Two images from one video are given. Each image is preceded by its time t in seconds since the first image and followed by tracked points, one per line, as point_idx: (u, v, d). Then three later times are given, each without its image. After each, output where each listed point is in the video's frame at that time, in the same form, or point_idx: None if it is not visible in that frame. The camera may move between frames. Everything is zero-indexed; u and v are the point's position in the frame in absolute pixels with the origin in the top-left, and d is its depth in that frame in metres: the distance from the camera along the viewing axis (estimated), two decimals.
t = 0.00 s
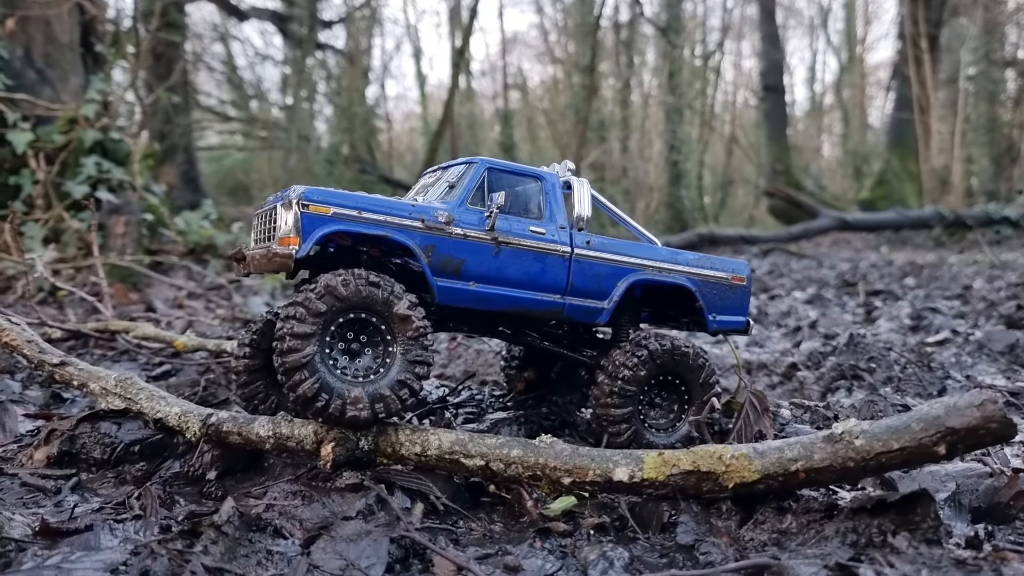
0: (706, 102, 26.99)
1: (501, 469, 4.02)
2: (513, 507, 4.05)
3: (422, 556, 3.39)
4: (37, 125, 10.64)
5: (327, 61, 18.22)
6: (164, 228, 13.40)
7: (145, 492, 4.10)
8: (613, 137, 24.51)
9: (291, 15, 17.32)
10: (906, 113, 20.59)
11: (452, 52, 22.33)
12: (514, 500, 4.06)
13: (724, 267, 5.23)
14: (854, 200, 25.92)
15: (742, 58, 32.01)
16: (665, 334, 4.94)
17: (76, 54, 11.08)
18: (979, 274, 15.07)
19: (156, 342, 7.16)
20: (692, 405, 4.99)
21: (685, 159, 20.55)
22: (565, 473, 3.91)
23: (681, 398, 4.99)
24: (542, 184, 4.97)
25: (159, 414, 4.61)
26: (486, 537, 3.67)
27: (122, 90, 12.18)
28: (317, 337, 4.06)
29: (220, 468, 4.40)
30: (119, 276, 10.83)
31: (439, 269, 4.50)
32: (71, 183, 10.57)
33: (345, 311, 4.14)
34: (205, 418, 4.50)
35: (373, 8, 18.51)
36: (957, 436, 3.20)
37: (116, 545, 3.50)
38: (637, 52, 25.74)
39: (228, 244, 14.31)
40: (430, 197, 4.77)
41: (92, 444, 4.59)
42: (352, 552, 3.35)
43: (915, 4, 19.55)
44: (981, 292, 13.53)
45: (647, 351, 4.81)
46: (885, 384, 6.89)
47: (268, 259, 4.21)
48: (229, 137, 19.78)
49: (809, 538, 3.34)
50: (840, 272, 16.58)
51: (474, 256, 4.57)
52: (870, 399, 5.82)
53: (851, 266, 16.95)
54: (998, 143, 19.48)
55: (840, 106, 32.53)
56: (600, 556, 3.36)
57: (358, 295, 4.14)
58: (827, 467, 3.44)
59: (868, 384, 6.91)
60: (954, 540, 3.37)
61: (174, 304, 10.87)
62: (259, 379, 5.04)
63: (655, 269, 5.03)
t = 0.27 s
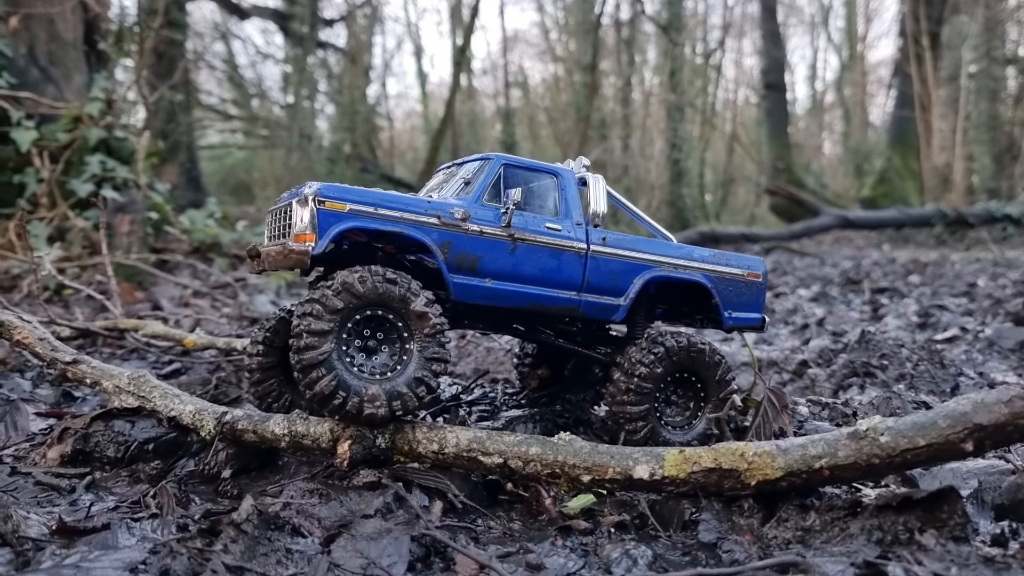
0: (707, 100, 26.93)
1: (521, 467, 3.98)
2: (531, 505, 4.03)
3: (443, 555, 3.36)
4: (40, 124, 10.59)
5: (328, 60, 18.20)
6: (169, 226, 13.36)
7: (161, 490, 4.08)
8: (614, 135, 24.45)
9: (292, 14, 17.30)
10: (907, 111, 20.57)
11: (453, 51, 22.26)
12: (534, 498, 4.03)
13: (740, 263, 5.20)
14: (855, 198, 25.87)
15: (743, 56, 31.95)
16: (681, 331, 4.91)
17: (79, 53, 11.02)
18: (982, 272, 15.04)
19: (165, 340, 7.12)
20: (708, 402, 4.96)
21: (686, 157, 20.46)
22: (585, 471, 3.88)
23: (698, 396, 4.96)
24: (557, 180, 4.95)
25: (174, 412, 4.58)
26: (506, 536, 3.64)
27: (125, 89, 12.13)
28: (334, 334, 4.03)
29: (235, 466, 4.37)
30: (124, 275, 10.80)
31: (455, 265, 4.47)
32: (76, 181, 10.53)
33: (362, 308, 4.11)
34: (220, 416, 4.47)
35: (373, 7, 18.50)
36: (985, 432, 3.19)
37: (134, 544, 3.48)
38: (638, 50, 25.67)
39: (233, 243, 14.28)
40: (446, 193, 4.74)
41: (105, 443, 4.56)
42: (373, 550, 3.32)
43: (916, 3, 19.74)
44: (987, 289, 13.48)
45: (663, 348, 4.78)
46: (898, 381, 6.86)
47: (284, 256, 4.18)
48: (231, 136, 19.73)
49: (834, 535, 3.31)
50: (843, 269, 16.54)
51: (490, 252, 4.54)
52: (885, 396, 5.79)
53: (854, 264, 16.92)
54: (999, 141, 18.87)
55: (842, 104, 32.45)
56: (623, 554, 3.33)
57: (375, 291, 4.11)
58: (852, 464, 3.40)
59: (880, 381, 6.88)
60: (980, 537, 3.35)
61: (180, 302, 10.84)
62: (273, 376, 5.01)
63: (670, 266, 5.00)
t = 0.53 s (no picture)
0: (708, 98, 26.89)
1: (545, 473, 3.92)
2: (555, 511, 3.96)
3: (471, 564, 3.29)
4: (44, 125, 10.51)
5: (329, 59, 18.13)
6: (174, 227, 13.26)
7: (180, 498, 4.01)
8: (615, 133, 24.40)
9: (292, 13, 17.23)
10: (908, 108, 20.52)
11: (454, 50, 22.20)
12: (558, 503, 3.96)
13: (761, 263, 5.14)
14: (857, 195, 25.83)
15: (743, 54, 31.91)
16: (703, 333, 4.85)
17: (83, 53, 10.94)
18: (986, 269, 14.98)
19: (176, 343, 7.05)
20: (730, 405, 4.89)
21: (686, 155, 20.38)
22: (611, 476, 3.81)
23: (720, 398, 4.89)
24: (577, 180, 4.88)
25: (191, 418, 4.51)
26: (534, 543, 3.57)
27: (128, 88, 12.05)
28: (355, 338, 3.96)
29: (253, 472, 4.31)
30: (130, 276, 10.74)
31: (476, 267, 4.40)
32: (81, 182, 10.46)
33: (383, 311, 4.05)
34: (238, 421, 4.40)
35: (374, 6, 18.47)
36: None
37: (156, 554, 3.41)
38: (639, 48, 25.60)
39: (238, 243, 14.22)
40: (465, 194, 4.68)
41: (121, 449, 4.49)
42: (401, 560, 3.26)
43: None
44: (994, 287, 13.43)
45: (686, 350, 4.72)
46: (916, 381, 6.80)
47: (303, 258, 4.12)
48: (232, 135, 19.64)
49: (871, 543, 3.24)
50: (846, 267, 16.47)
51: (511, 254, 4.47)
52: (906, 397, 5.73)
53: (858, 261, 16.87)
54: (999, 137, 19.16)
55: (842, 101, 32.40)
56: (655, 563, 3.27)
57: (396, 294, 4.04)
58: (887, 470, 3.34)
59: (898, 381, 6.81)
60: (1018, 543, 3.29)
61: (187, 303, 10.78)
62: (290, 380, 4.95)
63: (691, 266, 4.93)
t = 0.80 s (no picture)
0: (698, 96, 26.94)
1: (562, 474, 3.93)
2: (572, 512, 3.97)
3: (494, 566, 3.30)
4: (39, 127, 10.44)
5: (320, 59, 18.07)
6: (171, 229, 13.18)
7: (195, 502, 4.01)
8: (606, 132, 24.40)
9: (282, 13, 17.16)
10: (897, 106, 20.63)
11: (445, 50, 22.17)
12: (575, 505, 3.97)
13: (770, 263, 5.16)
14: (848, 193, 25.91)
15: (733, 52, 31.97)
16: (714, 332, 4.86)
17: (77, 54, 10.86)
18: (978, 265, 15.06)
19: (180, 346, 7.02)
20: (742, 404, 4.90)
21: (677, 154, 20.39)
22: (629, 477, 3.82)
23: (731, 398, 4.91)
24: (588, 182, 4.89)
25: (203, 421, 4.50)
26: (554, 544, 3.58)
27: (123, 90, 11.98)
28: (371, 341, 3.96)
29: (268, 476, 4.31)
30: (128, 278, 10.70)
31: (489, 269, 4.41)
32: (76, 185, 10.41)
33: (399, 314, 4.05)
34: (252, 425, 4.39)
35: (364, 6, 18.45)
36: None
37: (177, 560, 3.42)
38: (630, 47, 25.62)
39: (235, 244, 14.16)
40: (476, 196, 4.68)
41: (134, 453, 4.50)
42: (424, 564, 3.26)
43: None
44: (989, 283, 13.50)
45: (698, 350, 4.73)
46: (920, 378, 6.83)
47: (318, 262, 4.12)
48: (225, 136, 19.53)
49: (891, 542, 3.27)
50: (838, 265, 16.53)
51: (524, 256, 4.47)
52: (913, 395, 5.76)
53: (850, 258, 16.94)
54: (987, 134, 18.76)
55: (831, 98, 32.49)
56: (678, 564, 3.29)
57: (411, 297, 4.05)
58: (906, 469, 3.36)
59: (902, 379, 6.85)
60: None
61: (187, 305, 10.72)
62: (301, 383, 4.95)
63: (702, 267, 4.94)
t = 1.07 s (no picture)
0: (684, 95, 26.98)
1: (571, 475, 3.89)
2: (580, 514, 3.94)
3: (507, 570, 3.25)
4: (25, 130, 10.32)
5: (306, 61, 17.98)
6: (161, 232, 13.04)
7: (198, 509, 3.94)
8: (594, 132, 24.39)
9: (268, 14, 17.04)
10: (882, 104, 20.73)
11: (431, 51, 22.12)
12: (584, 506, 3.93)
13: (772, 261, 5.13)
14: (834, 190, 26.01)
15: (718, 51, 32.06)
16: (719, 331, 4.83)
17: (63, 57, 10.73)
18: (964, 261, 15.15)
19: (175, 350, 6.93)
20: (746, 402, 4.88)
21: (665, 153, 20.40)
22: (639, 478, 3.78)
23: (736, 396, 4.88)
24: (590, 180, 4.85)
25: (204, 427, 4.43)
26: (565, 547, 3.53)
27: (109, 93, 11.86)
28: (376, 343, 3.91)
29: (270, 481, 4.25)
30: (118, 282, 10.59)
31: (493, 269, 4.36)
32: (63, 188, 10.28)
33: (403, 315, 4.00)
34: (253, 429, 4.33)
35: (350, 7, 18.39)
36: None
37: (182, 567, 3.36)
38: (616, 47, 25.64)
39: (225, 247, 14.05)
40: (478, 195, 4.63)
41: (134, 460, 4.43)
42: (436, 568, 3.21)
43: None
44: (978, 279, 13.57)
45: (702, 348, 4.70)
46: (918, 374, 6.83)
47: (320, 263, 4.07)
48: (211, 138, 19.38)
49: (906, 540, 3.25)
50: (827, 262, 16.58)
51: (528, 255, 4.43)
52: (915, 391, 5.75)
53: (839, 256, 17.00)
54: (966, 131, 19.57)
55: (816, 96, 32.61)
56: (693, 564, 3.26)
57: (416, 298, 3.99)
58: (920, 466, 3.33)
59: (901, 376, 6.85)
60: None
61: (178, 309, 10.62)
62: (301, 387, 4.89)
63: (705, 264, 4.91)
